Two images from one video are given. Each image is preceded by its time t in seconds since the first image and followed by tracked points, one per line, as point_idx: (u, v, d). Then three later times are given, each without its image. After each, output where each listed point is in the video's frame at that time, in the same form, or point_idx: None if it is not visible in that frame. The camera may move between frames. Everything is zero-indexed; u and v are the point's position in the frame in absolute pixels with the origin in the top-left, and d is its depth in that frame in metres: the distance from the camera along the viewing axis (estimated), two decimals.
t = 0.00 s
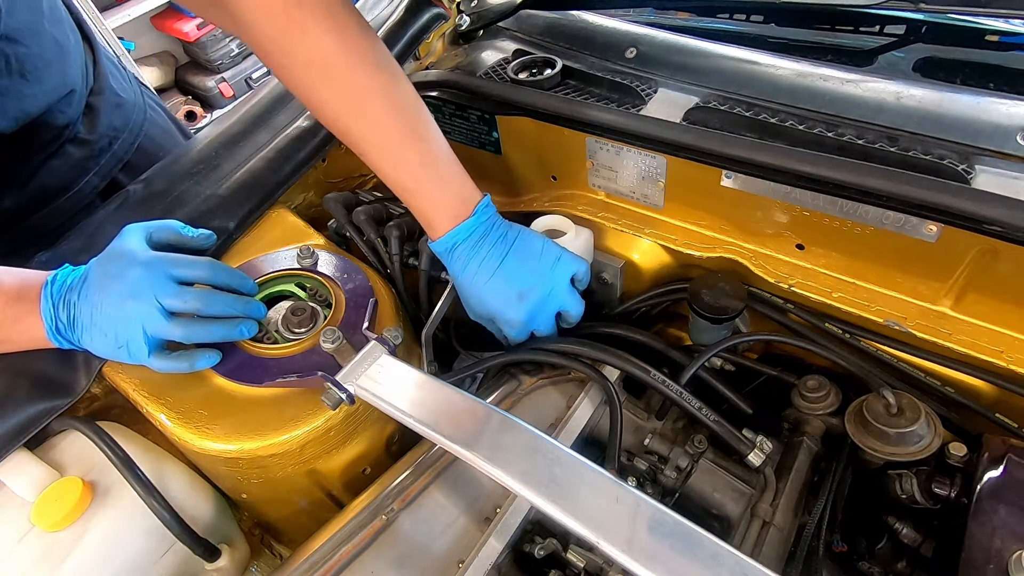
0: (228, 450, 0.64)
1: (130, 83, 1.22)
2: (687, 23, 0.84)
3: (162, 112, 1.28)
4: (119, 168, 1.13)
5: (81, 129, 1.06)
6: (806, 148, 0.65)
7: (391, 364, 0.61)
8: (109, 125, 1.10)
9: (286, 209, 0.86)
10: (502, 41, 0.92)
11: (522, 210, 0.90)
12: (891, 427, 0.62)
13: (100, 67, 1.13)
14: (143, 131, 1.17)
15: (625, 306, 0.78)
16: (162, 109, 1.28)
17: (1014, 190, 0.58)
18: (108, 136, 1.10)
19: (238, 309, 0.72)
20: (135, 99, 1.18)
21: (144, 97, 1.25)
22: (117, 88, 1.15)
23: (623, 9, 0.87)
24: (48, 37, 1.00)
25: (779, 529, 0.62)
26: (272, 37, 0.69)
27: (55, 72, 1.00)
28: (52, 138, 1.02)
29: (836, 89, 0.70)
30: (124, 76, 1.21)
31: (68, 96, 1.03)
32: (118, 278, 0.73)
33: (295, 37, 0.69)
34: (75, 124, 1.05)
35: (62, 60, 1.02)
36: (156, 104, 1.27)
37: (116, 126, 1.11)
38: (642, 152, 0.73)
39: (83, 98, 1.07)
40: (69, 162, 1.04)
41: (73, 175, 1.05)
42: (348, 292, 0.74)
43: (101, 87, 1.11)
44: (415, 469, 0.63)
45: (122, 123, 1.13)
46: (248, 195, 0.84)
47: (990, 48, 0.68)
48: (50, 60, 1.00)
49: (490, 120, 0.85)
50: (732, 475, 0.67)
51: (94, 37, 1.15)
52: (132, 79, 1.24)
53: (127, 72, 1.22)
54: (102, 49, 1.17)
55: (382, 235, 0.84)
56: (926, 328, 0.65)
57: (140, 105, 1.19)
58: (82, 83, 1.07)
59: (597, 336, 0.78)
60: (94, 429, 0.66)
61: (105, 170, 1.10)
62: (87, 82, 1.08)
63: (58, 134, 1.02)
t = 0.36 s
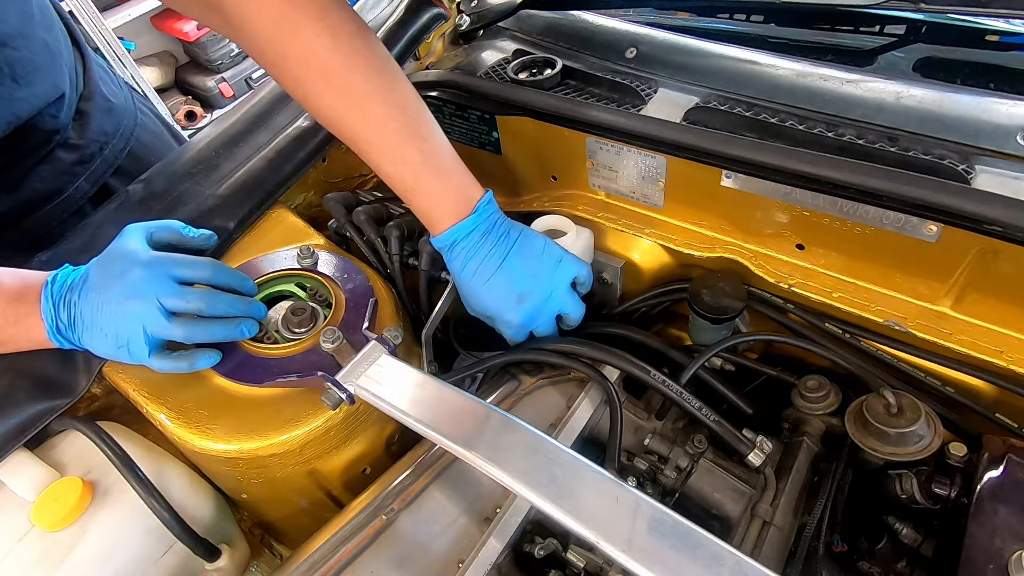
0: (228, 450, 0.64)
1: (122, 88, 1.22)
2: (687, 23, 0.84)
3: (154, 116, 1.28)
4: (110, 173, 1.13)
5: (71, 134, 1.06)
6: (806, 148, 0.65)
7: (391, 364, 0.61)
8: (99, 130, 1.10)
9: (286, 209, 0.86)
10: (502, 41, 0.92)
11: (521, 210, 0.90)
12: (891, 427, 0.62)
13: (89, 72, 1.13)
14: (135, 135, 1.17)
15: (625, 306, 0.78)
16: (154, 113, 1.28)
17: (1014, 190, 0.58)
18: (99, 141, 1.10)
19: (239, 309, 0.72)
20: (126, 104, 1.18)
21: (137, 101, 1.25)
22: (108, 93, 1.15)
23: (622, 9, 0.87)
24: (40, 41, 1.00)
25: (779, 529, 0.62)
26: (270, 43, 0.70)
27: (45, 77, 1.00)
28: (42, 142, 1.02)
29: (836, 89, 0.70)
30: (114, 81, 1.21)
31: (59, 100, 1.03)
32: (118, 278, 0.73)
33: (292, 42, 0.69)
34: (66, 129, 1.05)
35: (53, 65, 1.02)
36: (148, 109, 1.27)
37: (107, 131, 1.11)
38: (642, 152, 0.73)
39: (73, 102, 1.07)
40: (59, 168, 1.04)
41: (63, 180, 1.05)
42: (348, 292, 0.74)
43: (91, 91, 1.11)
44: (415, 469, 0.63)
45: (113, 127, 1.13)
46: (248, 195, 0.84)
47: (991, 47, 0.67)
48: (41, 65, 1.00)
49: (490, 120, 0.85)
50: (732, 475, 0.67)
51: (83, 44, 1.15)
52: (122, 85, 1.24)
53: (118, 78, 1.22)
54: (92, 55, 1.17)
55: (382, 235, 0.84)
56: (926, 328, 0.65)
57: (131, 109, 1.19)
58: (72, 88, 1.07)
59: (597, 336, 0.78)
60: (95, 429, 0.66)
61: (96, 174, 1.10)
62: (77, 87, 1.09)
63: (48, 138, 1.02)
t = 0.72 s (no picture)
0: (228, 450, 0.64)
1: (118, 89, 1.22)
2: (687, 23, 0.84)
3: (151, 116, 1.28)
4: (107, 173, 1.13)
5: (68, 134, 1.06)
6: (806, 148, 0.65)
7: (392, 364, 0.61)
8: (96, 130, 1.10)
9: (286, 209, 0.86)
10: (501, 41, 0.92)
11: (521, 210, 0.89)
12: (891, 427, 0.62)
13: (86, 72, 1.13)
14: (131, 136, 1.17)
15: (625, 306, 0.78)
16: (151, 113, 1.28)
17: (1014, 190, 0.58)
18: (96, 142, 1.10)
19: (239, 310, 0.72)
20: (123, 104, 1.18)
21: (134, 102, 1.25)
22: (104, 93, 1.15)
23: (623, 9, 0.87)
24: (37, 43, 1.00)
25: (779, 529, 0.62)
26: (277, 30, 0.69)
27: (43, 78, 1.00)
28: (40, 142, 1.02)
29: (836, 89, 0.70)
30: (112, 82, 1.21)
31: (56, 101, 1.03)
32: (118, 278, 0.73)
33: (298, 30, 0.69)
34: (63, 129, 1.05)
35: (51, 66, 1.02)
36: (145, 109, 1.27)
37: (103, 131, 1.11)
38: (642, 152, 0.73)
39: (70, 103, 1.07)
40: (56, 168, 1.04)
41: (60, 181, 1.05)
42: (348, 292, 0.74)
43: (88, 92, 1.12)
44: (415, 469, 0.63)
45: (110, 127, 1.13)
46: (248, 195, 0.84)
47: (991, 47, 0.67)
48: (38, 65, 1.00)
49: (490, 120, 0.85)
50: (732, 475, 0.67)
51: (79, 45, 1.16)
52: (120, 85, 1.24)
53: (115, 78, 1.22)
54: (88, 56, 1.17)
55: (382, 235, 0.84)
56: (926, 328, 0.65)
57: (128, 109, 1.19)
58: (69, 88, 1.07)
59: (597, 336, 0.78)
60: (94, 429, 0.66)
61: (93, 175, 1.10)
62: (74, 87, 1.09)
63: (45, 138, 1.02)
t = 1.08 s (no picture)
0: (227, 450, 0.64)
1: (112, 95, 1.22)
2: (688, 23, 0.84)
3: (144, 122, 1.28)
4: (97, 180, 1.13)
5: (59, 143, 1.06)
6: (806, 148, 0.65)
7: (391, 364, 0.61)
8: (87, 138, 1.10)
9: (286, 209, 0.86)
10: (502, 41, 0.92)
11: (521, 210, 0.90)
12: (891, 427, 0.62)
13: (78, 80, 1.13)
14: (124, 143, 1.17)
15: (625, 306, 0.78)
16: (144, 119, 1.28)
17: (1014, 190, 0.58)
18: (87, 149, 1.10)
19: (238, 309, 0.72)
20: (116, 111, 1.18)
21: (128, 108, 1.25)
22: (98, 100, 1.15)
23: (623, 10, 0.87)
24: (33, 53, 1.00)
25: (779, 529, 0.62)
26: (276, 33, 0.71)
27: (36, 87, 1.00)
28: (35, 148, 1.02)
29: (836, 89, 0.70)
30: (105, 88, 1.21)
31: (49, 111, 1.03)
32: (117, 279, 0.73)
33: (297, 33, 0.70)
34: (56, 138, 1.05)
35: (45, 76, 1.02)
36: (138, 115, 1.27)
37: (95, 139, 1.11)
38: (642, 152, 0.73)
39: (63, 112, 1.07)
40: (47, 175, 1.04)
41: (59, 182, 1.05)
42: (348, 292, 0.75)
43: (83, 98, 1.12)
44: (415, 469, 0.63)
45: (103, 135, 1.13)
46: (248, 195, 0.84)
47: (990, 47, 0.67)
48: (32, 75, 1.00)
49: (490, 120, 0.85)
50: (732, 475, 0.66)
51: (73, 52, 1.15)
52: (112, 91, 1.23)
53: (109, 84, 1.22)
54: (81, 61, 1.17)
55: (382, 235, 0.84)
56: (926, 328, 0.65)
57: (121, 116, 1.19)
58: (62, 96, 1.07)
59: (597, 336, 0.78)
60: (93, 429, 0.67)
61: (83, 182, 1.10)
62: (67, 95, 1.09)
63: (38, 147, 1.02)
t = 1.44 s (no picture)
0: (227, 450, 0.64)
1: (114, 96, 1.22)
2: (688, 22, 0.84)
3: (146, 122, 1.28)
4: (100, 181, 1.13)
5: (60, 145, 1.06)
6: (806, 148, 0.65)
7: (391, 364, 0.61)
8: (90, 138, 1.10)
9: (286, 209, 0.86)
10: (502, 41, 0.92)
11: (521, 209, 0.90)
12: (891, 427, 0.62)
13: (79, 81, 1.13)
14: (126, 143, 1.17)
15: (625, 306, 0.78)
16: (146, 118, 1.28)
17: (1014, 190, 0.58)
18: (90, 150, 1.10)
19: (239, 309, 0.72)
20: (118, 112, 1.18)
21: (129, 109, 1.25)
22: (99, 101, 1.15)
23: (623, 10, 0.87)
24: (35, 55, 1.01)
25: (779, 529, 0.62)
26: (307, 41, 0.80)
27: (38, 89, 1.00)
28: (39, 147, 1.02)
29: (836, 89, 0.70)
30: (105, 89, 1.21)
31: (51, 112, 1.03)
32: (118, 278, 0.73)
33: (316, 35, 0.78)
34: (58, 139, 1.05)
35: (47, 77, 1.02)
36: (140, 114, 1.27)
37: (98, 139, 1.11)
38: (642, 152, 0.73)
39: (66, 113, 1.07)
40: (50, 175, 1.05)
41: (59, 182, 1.05)
42: (348, 292, 0.75)
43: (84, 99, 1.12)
44: (415, 469, 0.63)
45: (105, 135, 1.13)
46: (248, 195, 0.84)
47: (990, 47, 0.68)
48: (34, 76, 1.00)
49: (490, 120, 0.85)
50: (732, 475, 0.66)
51: (74, 53, 1.15)
52: (115, 91, 1.23)
53: (110, 85, 1.22)
54: (83, 62, 1.17)
55: (382, 235, 0.84)
56: (926, 328, 0.65)
57: (123, 116, 1.19)
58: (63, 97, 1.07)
59: (597, 336, 0.78)
60: (94, 428, 0.67)
61: (85, 184, 1.10)
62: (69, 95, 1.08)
63: (40, 148, 1.02)
